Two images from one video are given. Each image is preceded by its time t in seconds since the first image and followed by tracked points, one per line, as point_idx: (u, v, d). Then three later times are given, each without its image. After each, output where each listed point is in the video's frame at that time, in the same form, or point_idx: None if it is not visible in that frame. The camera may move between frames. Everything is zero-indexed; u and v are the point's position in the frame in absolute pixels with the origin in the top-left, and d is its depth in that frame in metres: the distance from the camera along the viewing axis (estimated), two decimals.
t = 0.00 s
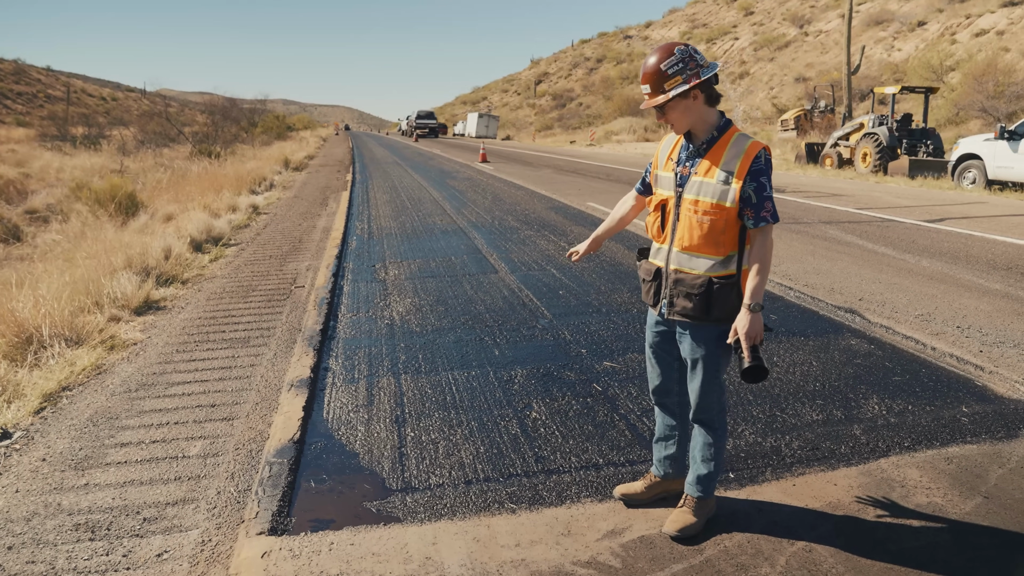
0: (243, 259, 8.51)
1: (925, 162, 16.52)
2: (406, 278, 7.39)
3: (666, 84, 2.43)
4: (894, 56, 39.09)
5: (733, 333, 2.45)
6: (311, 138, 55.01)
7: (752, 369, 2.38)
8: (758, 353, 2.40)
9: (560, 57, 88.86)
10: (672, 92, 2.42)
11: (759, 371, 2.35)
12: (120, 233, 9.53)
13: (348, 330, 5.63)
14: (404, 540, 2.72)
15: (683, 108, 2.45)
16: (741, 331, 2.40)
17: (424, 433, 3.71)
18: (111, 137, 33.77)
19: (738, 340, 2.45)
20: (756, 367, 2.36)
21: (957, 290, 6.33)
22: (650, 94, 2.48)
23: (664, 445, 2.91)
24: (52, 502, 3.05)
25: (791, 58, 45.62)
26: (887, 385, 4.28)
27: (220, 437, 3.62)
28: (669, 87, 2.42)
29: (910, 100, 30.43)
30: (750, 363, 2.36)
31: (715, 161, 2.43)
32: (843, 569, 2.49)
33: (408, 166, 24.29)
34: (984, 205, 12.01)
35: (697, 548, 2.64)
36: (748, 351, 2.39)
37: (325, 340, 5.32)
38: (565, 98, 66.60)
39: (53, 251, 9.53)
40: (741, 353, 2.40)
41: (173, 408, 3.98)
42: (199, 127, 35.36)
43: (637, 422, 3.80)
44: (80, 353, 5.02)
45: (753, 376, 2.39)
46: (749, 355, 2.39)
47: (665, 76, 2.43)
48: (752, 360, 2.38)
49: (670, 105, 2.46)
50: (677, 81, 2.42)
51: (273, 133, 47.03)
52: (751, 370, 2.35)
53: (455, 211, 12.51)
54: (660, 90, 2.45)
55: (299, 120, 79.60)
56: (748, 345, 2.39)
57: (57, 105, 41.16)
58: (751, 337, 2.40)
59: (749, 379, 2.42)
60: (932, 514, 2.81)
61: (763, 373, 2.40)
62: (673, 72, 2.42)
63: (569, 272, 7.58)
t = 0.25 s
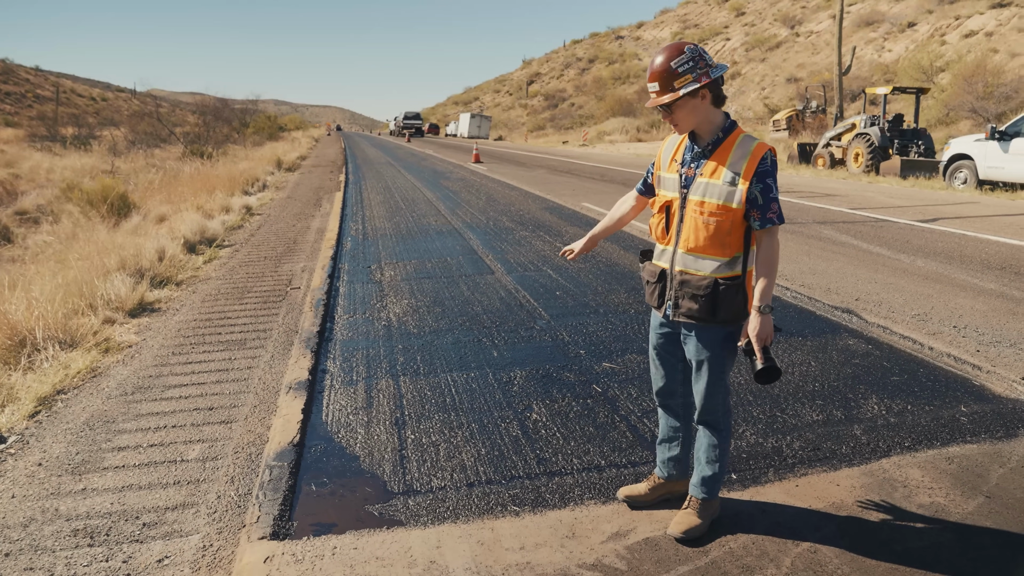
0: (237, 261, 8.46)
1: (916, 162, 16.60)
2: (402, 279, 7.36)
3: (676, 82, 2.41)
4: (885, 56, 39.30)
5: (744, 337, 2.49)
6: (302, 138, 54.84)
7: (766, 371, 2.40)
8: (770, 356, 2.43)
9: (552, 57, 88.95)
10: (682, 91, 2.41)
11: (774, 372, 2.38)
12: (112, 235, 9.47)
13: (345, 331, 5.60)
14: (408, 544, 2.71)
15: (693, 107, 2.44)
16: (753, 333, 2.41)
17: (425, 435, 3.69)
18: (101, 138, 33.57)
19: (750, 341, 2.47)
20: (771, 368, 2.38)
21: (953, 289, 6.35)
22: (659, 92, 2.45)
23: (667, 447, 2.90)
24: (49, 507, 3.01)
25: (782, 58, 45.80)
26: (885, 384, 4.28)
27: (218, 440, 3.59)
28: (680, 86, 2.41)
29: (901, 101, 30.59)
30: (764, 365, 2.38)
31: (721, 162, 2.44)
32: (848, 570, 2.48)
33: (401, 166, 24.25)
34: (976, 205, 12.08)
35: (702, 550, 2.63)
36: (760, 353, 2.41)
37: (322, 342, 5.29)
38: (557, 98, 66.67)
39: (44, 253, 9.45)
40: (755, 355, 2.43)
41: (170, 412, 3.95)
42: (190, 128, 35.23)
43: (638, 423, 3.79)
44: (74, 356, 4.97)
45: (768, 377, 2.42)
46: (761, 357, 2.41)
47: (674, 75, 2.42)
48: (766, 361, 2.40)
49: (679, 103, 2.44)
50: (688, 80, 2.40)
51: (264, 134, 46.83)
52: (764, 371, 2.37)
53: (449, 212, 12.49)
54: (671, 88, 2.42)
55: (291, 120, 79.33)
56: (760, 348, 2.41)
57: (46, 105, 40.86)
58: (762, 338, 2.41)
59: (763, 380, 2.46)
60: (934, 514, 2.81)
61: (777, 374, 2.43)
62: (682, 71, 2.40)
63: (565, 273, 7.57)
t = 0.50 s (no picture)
0: (229, 263, 8.40)
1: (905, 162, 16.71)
2: (396, 281, 7.34)
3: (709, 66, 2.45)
4: (873, 57, 39.56)
5: (747, 333, 2.54)
6: (292, 139, 54.65)
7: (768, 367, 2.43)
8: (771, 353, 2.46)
9: (542, 58, 89.00)
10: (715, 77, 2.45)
11: (776, 368, 2.39)
12: (102, 236, 9.39)
13: (339, 333, 5.57)
14: (408, 547, 2.69)
15: (713, 97, 2.49)
16: (757, 330, 2.47)
17: (422, 437, 3.67)
18: (89, 138, 33.31)
19: (752, 338, 2.52)
20: (773, 365, 2.41)
21: (945, 289, 6.39)
22: (699, 73, 2.42)
23: (667, 448, 2.90)
24: (43, 513, 2.98)
25: (771, 59, 46.02)
26: (880, 384, 4.29)
27: (214, 444, 3.56)
28: (713, 71, 2.45)
29: (890, 101, 30.80)
30: (765, 362, 2.40)
31: (721, 161, 2.46)
32: (848, 570, 2.49)
33: (392, 167, 24.19)
34: (965, 205, 12.17)
35: (703, 551, 2.63)
36: (763, 349, 2.45)
37: (316, 344, 5.26)
38: (548, 99, 66.72)
39: (34, 255, 9.35)
40: (758, 352, 2.47)
41: (164, 415, 3.91)
42: (179, 129, 35.01)
43: (635, 424, 3.79)
44: (65, 359, 4.92)
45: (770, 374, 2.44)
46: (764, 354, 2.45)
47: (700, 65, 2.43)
48: (768, 357, 2.44)
49: (705, 91, 2.46)
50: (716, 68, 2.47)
51: (254, 134, 46.61)
52: (766, 368, 2.40)
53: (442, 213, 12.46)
54: (707, 70, 2.44)
55: (280, 120, 79.02)
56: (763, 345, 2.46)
57: (33, 105, 40.48)
58: (765, 334, 2.47)
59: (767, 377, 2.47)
60: (932, 514, 2.82)
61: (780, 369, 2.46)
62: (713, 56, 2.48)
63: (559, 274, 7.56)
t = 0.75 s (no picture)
0: (219, 264, 8.35)
1: (893, 162, 16.84)
2: (388, 282, 7.31)
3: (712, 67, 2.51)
4: (860, 58, 39.84)
5: (746, 327, 2.58)
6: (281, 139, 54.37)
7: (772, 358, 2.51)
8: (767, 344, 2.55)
9: (532, 58, 89.04)
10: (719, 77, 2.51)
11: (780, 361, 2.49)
12: (90, 238, 9.31)
13: (331, 335, 5.54)
14: (405, 550, 2.68)
15: (712, 97, 2.55)
16: (758, 323, 2.54)
17: (417, 439, 3.66)
18: (75, 138, 33.02)
19: (751, 332, 2.58)
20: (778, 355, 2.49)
21: (934, 289, 6.44)
22: (706, 72, 2.47)
23: (663, 450, 2.90)
24: (34, 518, 2.94)
25: (760, 60, 46.24)
26: (872, 384, 4.31)
27: (207, 447, 3.53)
28: (717, 71, 2.50)
29: (878, 102, 31.02)
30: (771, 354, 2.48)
31: (718, 159, 2.50)
32: (846, 570, 2.49)
33: (382, 167, 24.13)
34: (952, 205, 12.27)
35: (700, 552, 2.63)
36: (766, 342, 2.53)
37: (309, 346, 5.23)
38: (537, 99, 66.75)
39: (21, 256, 9.25)
40: (761, 346, 2.53)
41: (156, 418, 3.88)
42: (167, 130, 34.77)
43: (630, 425, 3.79)
44: (55, 362, 4.86)
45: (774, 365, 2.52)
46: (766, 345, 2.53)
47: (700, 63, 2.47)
48: (772, 351, 2.52)
49: (707, 91, 2.51)
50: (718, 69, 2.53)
51: (242, 135, 46.37)
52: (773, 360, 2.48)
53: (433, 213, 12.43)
54: (712, 69, 2.49)
55: (268, 121, 78.62)
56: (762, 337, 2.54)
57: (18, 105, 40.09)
58: (765, 327, 2.54)
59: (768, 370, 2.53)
60: (927, 513, 2.84)
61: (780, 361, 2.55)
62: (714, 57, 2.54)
63: (551, 274, 7.56)
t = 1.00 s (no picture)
0: (208, 265, 8.29)
1: (880, 162, 16.97)
2: (378, 283, 7.28)
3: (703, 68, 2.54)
4: (847, 59, 40.15)
5: (754, 326, 2.77)
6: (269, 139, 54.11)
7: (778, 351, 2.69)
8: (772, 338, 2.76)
9: (520, 58, 89.10)
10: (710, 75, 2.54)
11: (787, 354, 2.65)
12: (77, 239, 9.22)
13: (322, 336, 5.51)
14: (400, 553, 2.67)
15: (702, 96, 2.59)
16: (766, 321, 2.73)
17: (410, 441, 3.64)
18: (61, 139, 32.72)
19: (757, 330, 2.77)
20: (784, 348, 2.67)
21: (923, 288, 6.50)
22: (699, 69, 2.49)
23: (658, 450, 2.90)
24: (23, 524, 2.90)
25: (747, 61, 46.47)
26: (864, 383, 4.34)
27: (198, 451, 3.50)
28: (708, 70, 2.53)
29: (864, 102, 31.27)
30: (778, 348, 2.66)
31: (713, 159, 2.52)
32: (841, 568, 2.50)
33: (371, 167, 24.06)
34: (939, 205, 12.38)
35: (696, 552, 2.64)
36: (773, 337, 2.74)
37: (300, 348, 5.21)
38: (526, 99, 66.82)
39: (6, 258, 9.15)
40: (771, 342, 2.72)
41: (147, 422, 3.84)
42: (154, 131, 34.54)
43: (624, 426, 3.79)
44: (42, 366, 4.81)
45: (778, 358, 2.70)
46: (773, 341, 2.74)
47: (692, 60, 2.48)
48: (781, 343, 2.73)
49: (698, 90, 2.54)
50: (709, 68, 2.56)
51: (230, 135, 46.09)
52: (781, 354, 2.65)
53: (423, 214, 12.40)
54: (703, 68, 2.51)
55: (256, 121, 78.18)
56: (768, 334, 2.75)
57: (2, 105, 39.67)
58: (767, 323, 2.74)
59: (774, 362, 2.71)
60: (920, 511, 2.85)
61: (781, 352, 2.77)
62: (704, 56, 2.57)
63: (543, 274, 7.56)
